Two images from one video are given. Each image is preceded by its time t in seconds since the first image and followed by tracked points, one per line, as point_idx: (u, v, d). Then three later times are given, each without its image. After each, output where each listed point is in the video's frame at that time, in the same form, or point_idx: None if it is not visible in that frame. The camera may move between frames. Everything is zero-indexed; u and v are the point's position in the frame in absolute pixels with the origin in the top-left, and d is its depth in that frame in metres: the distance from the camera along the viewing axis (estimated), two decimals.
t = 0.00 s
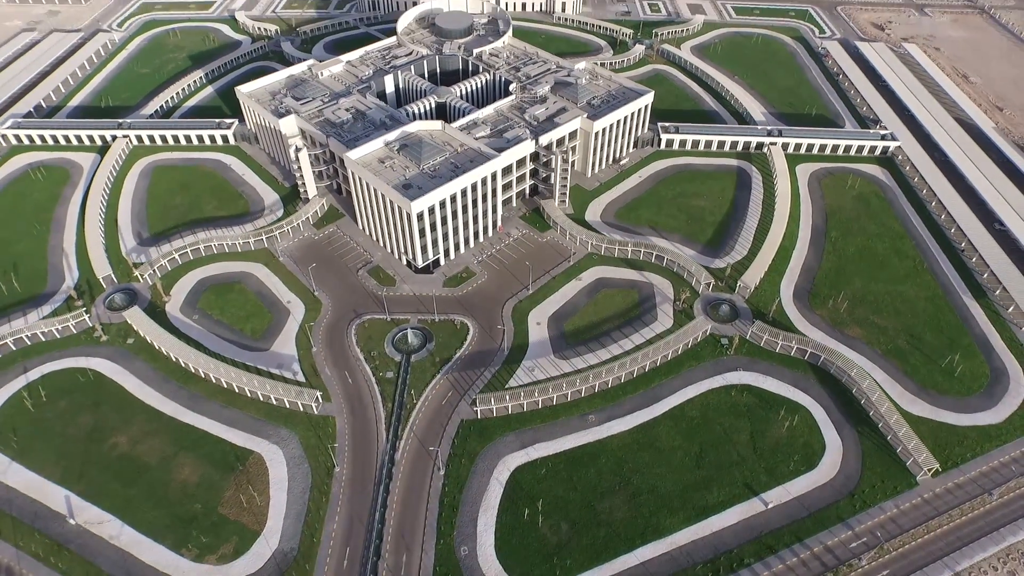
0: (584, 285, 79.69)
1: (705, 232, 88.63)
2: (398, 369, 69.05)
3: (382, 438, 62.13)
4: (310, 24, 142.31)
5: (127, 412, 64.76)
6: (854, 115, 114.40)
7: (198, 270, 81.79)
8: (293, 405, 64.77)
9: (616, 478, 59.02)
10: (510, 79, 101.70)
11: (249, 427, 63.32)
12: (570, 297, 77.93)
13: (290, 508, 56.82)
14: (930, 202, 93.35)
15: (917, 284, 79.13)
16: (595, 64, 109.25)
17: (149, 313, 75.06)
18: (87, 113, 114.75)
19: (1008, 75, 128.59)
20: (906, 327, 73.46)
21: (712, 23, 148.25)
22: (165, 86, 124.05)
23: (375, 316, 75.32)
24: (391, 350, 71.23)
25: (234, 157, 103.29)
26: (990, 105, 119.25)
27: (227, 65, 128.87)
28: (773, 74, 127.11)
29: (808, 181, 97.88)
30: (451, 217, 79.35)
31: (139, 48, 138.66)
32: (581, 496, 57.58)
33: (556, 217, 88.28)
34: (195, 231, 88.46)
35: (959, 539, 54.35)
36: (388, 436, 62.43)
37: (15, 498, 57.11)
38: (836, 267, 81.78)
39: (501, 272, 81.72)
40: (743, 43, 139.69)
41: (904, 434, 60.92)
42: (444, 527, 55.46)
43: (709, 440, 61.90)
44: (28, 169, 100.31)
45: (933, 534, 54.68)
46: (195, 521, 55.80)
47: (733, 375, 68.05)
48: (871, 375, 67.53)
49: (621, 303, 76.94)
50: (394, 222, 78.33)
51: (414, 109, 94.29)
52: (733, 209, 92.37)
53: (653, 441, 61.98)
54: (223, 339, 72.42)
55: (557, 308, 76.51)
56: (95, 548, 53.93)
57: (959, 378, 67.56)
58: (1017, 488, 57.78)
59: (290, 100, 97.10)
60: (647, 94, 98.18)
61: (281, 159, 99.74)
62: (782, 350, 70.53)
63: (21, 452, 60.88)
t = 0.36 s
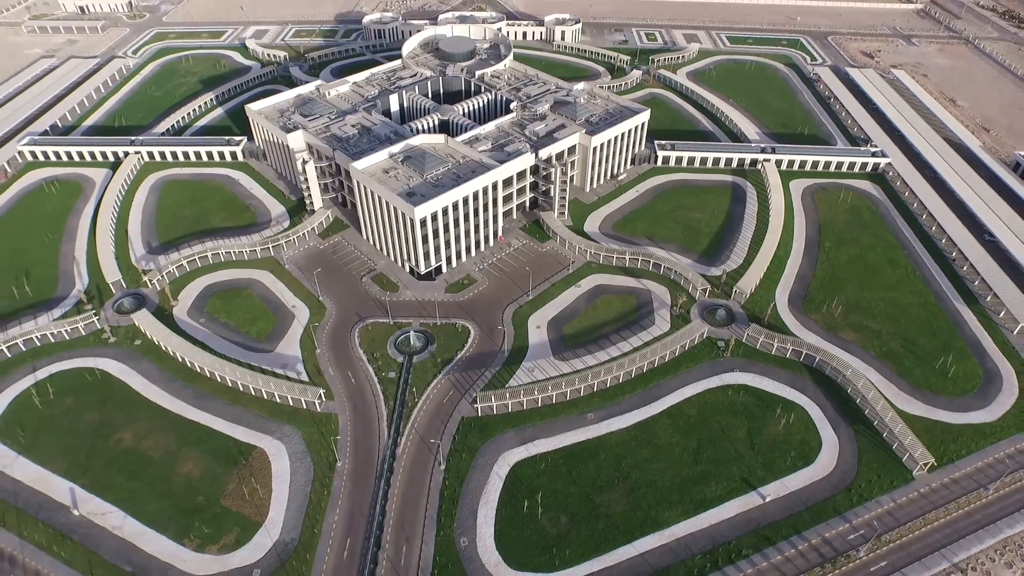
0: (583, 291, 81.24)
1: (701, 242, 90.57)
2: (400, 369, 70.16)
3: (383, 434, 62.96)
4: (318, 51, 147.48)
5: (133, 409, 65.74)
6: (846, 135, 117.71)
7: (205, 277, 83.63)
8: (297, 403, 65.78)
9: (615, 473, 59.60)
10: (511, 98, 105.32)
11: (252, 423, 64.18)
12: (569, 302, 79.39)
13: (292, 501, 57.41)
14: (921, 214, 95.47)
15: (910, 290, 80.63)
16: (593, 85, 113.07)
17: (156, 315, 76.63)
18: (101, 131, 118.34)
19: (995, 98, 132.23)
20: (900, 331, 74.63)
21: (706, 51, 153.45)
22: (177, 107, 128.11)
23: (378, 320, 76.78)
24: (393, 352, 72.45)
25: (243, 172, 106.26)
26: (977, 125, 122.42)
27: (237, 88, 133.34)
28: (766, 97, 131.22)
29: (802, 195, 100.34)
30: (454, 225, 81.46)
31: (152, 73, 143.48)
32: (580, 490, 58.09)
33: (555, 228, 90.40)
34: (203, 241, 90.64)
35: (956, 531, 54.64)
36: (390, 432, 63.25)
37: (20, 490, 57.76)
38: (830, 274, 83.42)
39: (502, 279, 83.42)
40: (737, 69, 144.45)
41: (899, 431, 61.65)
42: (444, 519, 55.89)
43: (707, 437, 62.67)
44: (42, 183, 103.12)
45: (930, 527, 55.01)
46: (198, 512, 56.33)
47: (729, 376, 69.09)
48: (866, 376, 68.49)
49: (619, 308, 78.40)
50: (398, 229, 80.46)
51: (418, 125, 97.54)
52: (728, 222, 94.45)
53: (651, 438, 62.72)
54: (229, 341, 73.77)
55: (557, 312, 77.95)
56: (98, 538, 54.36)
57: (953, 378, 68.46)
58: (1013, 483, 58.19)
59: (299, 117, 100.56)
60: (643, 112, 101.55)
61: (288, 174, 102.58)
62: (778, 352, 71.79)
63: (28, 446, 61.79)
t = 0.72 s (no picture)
0: (583, 299, 82.88)
1: (698, 254, 92.54)
2: (403, 372, 71.39)
3: (386, 433, 63.95)
4: (325, 78, 152.68)
5: (139, 408, 66.92)
6: (838, 155, 120.99)
7: (213, 286, 85.62)
8: (301, 403, 66.96)
9: (614, 469, 60.39)
10: (512, 118, 108.97)
11: (256, 422, 65.24)
12: (568, 310, 80.92)
13: (295, 495, 58.18)
14: (912, 228, 97.67)
15: (903, 299, 82.24)
16: (592, 107, 116.85)
17: (165, 321, 78.34)
18: (114, 151, 122.01)
19: (982, 122, 136.00)
20: (893, 336, 75.99)
21: (701, 79, 158.54)
22: (188, 129, 132.17)
23: (381, 326, 78.29)
24: (396, 355, 73.75)
25: (251, 188, 109.27)
26: (966, 146, 125.67)
27: (247, 112, 137.73)
28: (760, 121, 135.24)
29: (796, 210, 102.73)
30: (456, 235, 83.60)
31: (165, 98, 148.27)
32: (579, 486, 58.82)
33: (555, 240, 92.57)
34: (211, 252, 92.95)
35: (952, 525, 55.17)
36: (392, 430, 64.23)
37: (27, 485, 58.64)
38: (824, 283, 85.15)
39: (503, 288, 85.15)
40: (731, 95, 149.09)
41: (894, 429, 62.56)
42: (444, 513, 56.51)
43: (704, 436, 63.62)
44: (56, 198, 106.02)
45: (927, 521, 55.56)
46: (202, 506, 57.11)
47: (726, 378, 70.26)
48: (860, 379, 69.62)
49: (618, 315, 79.97)
50: (402, 239, 82.66)
51: (422, 143, 100.84)
52: (724, 235, 96.58)
53: (650, 437, 63.66)
54: (235, 346, 75.27)
55: (556, 319, 79.44)
56: (103, 530, 55.06)
57: (946, 381, 69.59)
58: (1007, 479, 58.87)
59: (306, 135, 104.11)
60: (640, 131, 104.92)
61: (295, 190, 105.45)
62: (773, 356, 73.16)
63: (36, 442, 62.90)
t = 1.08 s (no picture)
0: (582, 308, 84.61)
1: (695, 267, 94.51)
2: (406, 375, 72.77)
3: (389, 431, 65.14)
4: (333, 105, 157.83)
5: (148, 409, 68.35)
6: (830, 176, 124.17)
7: (221, 296, 87.74)
8: (306, 404, 68.25)
9: (613, 467, 61.37)
10: (514, 139, 112.66)
11: (262, 422, 66.50)
12: (568, 318, 82.55)
13: (300, 490, 59.16)
14: (904, 242, 100.01)
15: (896, 307, 83.98)
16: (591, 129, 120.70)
17: (174, 328, 80.22)
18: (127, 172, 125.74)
19: (971, 145, 139.62)
20: (887, 342, 77.49)
21: (697, 106, 163.50)
22: (199, 152, 136.25)
23: (386, 333, 79.95)
24: (400, 360, 75.23)
25: (259, 206, 112.38)
26: (955, 167, 128.83)
27: (256, 136, 142.20)
28: (754, 145, 139.18)
29: (790, 225, 105.14)
30: (459, 246, 85.91)
31: (177, 124, 153.07)
32: (580, 482, 59.72)
33: (555, 254, 94.82)
34: (219, 264, 95.34)
35: (947, 519, 55.94)
36: (395, 430, 65.34)
37: (37, 480, 59.73)
38: (819, 293, 86.96)
39: (504, 298, 87.00)
40: (726, 121, 153.65)
41: (888, 428, 63.69)
42: (446, 507, 57.37)
43: (702, 435, 64.77)
44: (70, 215, 109.00)
45: (922, 515, 56.33)
46: (208, 500, 58.12)
47: (723, 381, 71.60)
48: (855, 382, 70.91)
49: (616, 323, 81.60)
50: (407, 249, 85.00)
51: (426, 161, 104.15)
52: (720, 249, 98.77)
53: (648, 436, 64.77)
54: (242, 351, 76.89)
55: (556, 327, 81.04)
56: (110, 524, 55.97)
57: (939, 384, 70.91)
58: (1000, 476, 59.78)
59: (314, 155, 107.68)
60: (637, 151, 108.35)
61: (302, 207, 108.39)
62: (769, 361, 74.55)
63: (46, 441, 64.22)
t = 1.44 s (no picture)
0: (581, 317, 86.62)
1: (691, 279, 96.79)
2: (409, 378, 74.44)
3: (393, 430, 66.59)
4: (339, 130, 162.64)
5: (157, 409, 70.03)
6: (823, 195, 127.37)
7: (229, 305, 90.03)
8: (312, 405, 69.87)
9: (612, 463, 62.69)
10: (515, 159, 116.26)
11: (269, 421, 68.05)
12: (567, 326, 84.47)
13: (305, 484, 60.49)
14: (895, 256, 102.45)
15: (888, 316, 85.96)
16: (590, 150, 124.51)
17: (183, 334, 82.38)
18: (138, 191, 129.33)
19: (960, 167, 143.23)
20: (879, 348, 79.22)
21: (693, 132, 168.22)
22: (209, 173, 140.14)
23: (390, 339, 81.87)
24: (403, 364, 77.00)
25: (267, 223, 115.44)
26: (945, 187, 132.03)
27: (265, 158, 146.33)
28: (749, 167, 143.06)
29: (784, 240, 107.71)
30: (461, 257, 88.42)
31: (188, 148, 157.58)
32: (579, 477, 60.99)
33: (555, 266, 97.25)
34: (227, 276, 97.84)
35: (940, 512, 57.04)
36: (399, 429, 66.78)
37: (48, 475, 61.14)
38: (812, 303, 89.00)
39: (506, 307, 89.12)
40: (722, 145, 158.02)
41: (881, 426, 65.08)
42: (448, 499, 58.58)
43: (699, 434, 66.21)
44: (83, 230, 111.97)
45: (915, 508, 57.43)
46: (215, 494, 59.48)
47: (719, 384, 73.24)
48: (848, 385, 72.49)
49: (615, 330, 83.56)
50: (411, 259, 87.52)
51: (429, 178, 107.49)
52: (716, 263, 101.19)
53: (646, 435, 66.21)
54: (249, 356, 78.80)
55: (556, 334, 82.94)
56: (119, 515, 57.20)
57: (930, 387, 72.45)
58: (992, 472, 60.94)
59: (322, 173, 111.22)
60: (634, 169, 111.76)
61: (308, 223, 111.35)
62: (764, 365, 76.17)
63: (58, 438, 65.82)
